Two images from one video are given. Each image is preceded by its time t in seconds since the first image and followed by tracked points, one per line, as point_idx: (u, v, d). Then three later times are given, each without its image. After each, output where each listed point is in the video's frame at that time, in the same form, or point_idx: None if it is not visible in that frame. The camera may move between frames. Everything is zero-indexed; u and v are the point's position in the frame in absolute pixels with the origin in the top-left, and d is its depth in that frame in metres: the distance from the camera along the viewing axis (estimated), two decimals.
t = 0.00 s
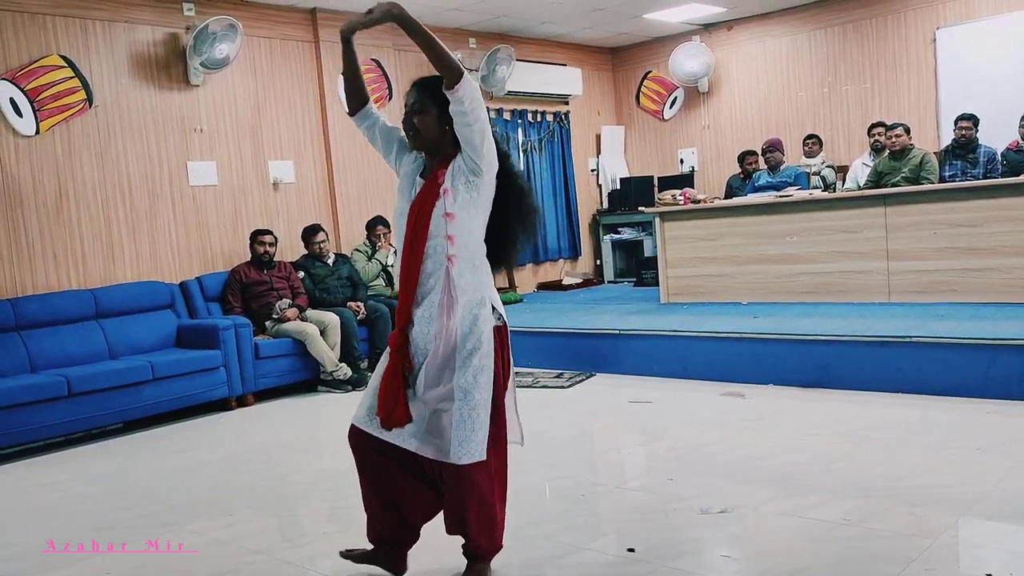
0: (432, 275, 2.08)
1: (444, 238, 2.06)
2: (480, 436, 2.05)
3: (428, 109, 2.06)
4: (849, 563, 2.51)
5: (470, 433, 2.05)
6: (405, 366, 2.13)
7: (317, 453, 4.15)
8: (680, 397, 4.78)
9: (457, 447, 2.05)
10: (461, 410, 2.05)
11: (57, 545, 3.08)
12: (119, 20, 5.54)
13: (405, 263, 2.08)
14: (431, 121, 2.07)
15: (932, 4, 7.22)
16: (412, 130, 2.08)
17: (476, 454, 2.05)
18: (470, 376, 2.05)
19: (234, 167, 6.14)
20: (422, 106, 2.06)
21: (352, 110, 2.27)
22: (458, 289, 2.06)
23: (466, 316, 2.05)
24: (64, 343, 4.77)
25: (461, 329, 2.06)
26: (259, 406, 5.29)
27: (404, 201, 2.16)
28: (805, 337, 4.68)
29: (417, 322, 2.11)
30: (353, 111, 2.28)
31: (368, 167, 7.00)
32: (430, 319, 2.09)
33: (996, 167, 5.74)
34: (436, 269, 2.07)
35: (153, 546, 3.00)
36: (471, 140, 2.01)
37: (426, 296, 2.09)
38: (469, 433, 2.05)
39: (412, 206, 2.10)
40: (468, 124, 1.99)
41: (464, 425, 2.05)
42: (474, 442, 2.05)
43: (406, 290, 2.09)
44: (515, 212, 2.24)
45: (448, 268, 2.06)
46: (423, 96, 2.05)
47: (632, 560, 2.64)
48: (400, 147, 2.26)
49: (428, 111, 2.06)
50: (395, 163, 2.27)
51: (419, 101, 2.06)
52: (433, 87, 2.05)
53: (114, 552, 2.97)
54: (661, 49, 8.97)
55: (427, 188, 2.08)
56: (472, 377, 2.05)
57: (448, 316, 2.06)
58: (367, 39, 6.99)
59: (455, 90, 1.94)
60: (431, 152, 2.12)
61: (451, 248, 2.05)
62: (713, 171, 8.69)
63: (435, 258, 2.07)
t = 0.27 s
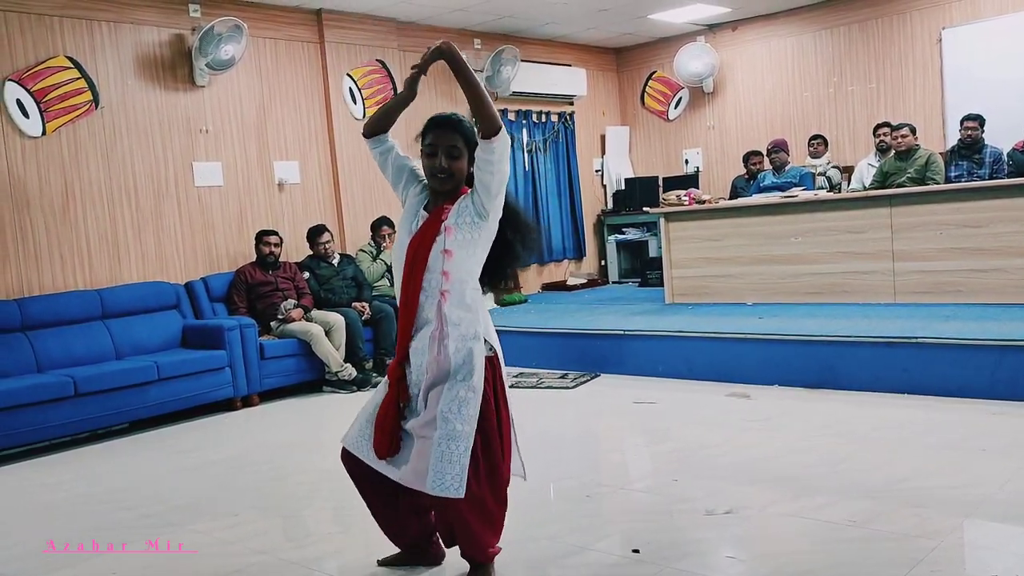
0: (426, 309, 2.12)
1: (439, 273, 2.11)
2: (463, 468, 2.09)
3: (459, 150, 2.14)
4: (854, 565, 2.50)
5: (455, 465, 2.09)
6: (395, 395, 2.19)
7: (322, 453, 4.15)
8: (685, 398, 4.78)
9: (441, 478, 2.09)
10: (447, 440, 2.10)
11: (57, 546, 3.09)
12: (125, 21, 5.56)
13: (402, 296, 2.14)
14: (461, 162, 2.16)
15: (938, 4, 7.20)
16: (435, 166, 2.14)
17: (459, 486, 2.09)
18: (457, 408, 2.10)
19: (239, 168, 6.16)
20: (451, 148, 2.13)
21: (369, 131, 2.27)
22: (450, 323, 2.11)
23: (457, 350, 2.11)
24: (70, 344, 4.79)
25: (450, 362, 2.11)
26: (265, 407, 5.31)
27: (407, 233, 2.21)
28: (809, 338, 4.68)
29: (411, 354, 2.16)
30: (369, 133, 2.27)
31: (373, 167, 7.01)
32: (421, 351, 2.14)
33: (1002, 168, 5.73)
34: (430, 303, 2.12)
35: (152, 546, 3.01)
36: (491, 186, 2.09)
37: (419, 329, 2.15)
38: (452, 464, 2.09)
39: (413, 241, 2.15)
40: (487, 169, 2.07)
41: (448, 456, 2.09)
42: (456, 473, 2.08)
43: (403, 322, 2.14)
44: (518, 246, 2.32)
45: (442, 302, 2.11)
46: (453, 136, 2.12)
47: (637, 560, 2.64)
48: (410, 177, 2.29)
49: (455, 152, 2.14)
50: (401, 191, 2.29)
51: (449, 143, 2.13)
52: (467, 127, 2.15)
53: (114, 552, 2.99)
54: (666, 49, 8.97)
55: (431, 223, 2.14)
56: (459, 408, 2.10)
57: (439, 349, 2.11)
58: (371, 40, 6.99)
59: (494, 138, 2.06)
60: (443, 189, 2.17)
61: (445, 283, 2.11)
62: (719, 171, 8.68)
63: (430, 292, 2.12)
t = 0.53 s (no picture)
0: (413, 317, 2.13)
1: (427, 284, 2.11)
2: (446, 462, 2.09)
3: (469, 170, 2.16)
4: (862, 565, 2.50)
5: (438, 460, 2.09)
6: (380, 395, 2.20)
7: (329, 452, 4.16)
8: (692, 397, 4.77)
9: (423, 473, 2.09)
10: (432, 436, 2.10)
11: (58, 546, 3.09)
12: (132, 21, 5.57)
13: (391, 303, 2.15)
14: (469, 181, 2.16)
15: (946, 2, 7.18)
16: (444, 180, 2.13)
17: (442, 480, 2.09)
18: (443, 406, 2.11)
19: (247, 167, 6.17)
20: (466, 165, 2.14)
21: (382, 126, 2.25)
22: (436, 330, 2.12)
23: (442, 355, 2.12)
24: (78, 343, 4.81)
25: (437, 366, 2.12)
26: (272, 405, 5.32)
27: (400, 240, 2.21)
28: (816, 337, 4.67)
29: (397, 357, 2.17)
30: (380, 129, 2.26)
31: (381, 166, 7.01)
32: (407, 354, 2.15)
33: (1011, 167, 5.70)
34: (417, 311, 2.13)
35: (153, 546, 3.01)
36: (495, 209, 2.11)
37: (406, 335, 2.15)
38: (435, 459, 2.09)
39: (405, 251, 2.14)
40: (494, 191, 2.09)
41: (431, 452, 2.09)
42: (439, 470, 2.09)
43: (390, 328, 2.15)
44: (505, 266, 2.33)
45: (428, 312, 2.12)
46: (467, 153, 2.13)
47: (644, 560, 2.64)
48: (411, 182, 2.28)
49: (466, 170, 2.14)
50: (400, 193, 2.28)
51: (463, 160, 2.13)
52: (479, 145, 2.16)
53: (114, 552, 3.00)
54: (673, 48, 8.95)
55: (424, 234, 2.13)
56: (445, 407, 2.11)
57: (424, 354, 2.12)
58: (378, 38, 7.00)
59: (510, 164, 2.09)
60: (443, 203, 2.17)
61: (433, 293, 2.11)
62: (726, 170, 8.67)
63: (417, 301, 2.12)
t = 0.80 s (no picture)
0: (388, 323, 2.22)
1: (406, 297, 2.20)
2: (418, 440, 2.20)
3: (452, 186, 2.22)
4: (871, 564, 2.49)
5: (410, 439, 2.19)
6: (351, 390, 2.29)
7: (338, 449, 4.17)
8: (700, 395, 4.77)
9: (397, 452, 2.19)
10: (403, 420, 2.19)
11: (58, 545, 3.08)
12: (142, 18, 5.59)
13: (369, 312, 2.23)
14: (451, 198, 2.23)
15: None
16: (428, 199, 2.19)
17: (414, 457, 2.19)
18: (413, 396, 2.21)
19: (257, 165, 6.19)
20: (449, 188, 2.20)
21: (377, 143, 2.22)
22: (410, 336, 2.22)
23: (414, 355, 2.23)
24: (90, 339, 4.83)
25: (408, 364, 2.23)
26: (281, 401, 5.33)
27: (379, 251, 2.25)
28: (825, 334, 4.66)
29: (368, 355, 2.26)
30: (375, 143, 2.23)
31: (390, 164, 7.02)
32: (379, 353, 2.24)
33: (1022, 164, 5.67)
34: (393, 319, 2.22)
35: (152, 546, 3.00)
36: (472, 236, 2.18)
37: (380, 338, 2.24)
38: (408, 438, 2.19)
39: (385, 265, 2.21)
40: (475, 225, 2.16)
41: (404, 433, 2.19)
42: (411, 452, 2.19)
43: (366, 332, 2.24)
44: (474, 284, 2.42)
45: (404, 321, 2.21)
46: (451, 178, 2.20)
47: (653, 557, 2.64)
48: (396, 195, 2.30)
49: (449, 193, 2.21)
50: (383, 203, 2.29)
51: (447, 181, 2.20)
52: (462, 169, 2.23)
53: (113, 552, 2.98)
54: (682, 45, 8.93)
55: (405, 252, 2.18)
56: (416, 395, 2.21)
57: (397, 355, 2.22)
58: (387, 35, 7.00)
59: (490, 207, 2.14)
60: (422, 220, 2.23)
61: (410, 305, 2.21)
62: (735, 168, 8.65)
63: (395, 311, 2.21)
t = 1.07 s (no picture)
0: (355, 306, 2.36)
1: (368, 281, 2.34)
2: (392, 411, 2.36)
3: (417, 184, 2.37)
4: (882, 561, 2.48)
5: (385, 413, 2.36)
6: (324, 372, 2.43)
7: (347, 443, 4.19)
8: (709, 391, 4.76)
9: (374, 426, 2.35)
10: (381, 395, 2.35)
11: (57, 546, 3.03)
12: (154, 14, 5.61)
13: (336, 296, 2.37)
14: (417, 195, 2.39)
15: None
16: (391, 195, 2.34)
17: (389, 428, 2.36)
18: (385, 371, 2.36)
19: (267, 161, 6.21)
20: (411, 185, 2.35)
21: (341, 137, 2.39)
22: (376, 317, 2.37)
23: (382, 333, 2.37)
24: (101, 333, 4.86)
25: (375, 341, 2.38)
26: (291, 396, 5.35)
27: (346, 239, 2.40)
28: (835, 331, 4.65)
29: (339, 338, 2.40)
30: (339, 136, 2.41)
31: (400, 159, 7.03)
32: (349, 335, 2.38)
33: None
34: (359, 303, 2.36)
35: (152, 546, 2.95)
36: (428, 236, 2.30)
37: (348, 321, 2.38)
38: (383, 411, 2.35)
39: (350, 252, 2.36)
40: (431, 225, 2.28)
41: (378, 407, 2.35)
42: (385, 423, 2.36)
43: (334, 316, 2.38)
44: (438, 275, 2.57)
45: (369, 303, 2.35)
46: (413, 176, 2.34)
47: (662, 553, 2.64)
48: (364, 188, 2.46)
49: (409, 190, 2.35)
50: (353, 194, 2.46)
51: (409, 179, 2.35)
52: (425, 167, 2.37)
53: (113, 552, 2.93)
54: (692, 41, 8.90)
55: (368, 242, 2.33)
56: (388, 370, 2.36)
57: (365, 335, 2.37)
58: (396, 31, 7.00)
59: (443, 216, 2.28)
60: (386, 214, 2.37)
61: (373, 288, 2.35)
62: (745, 164, 8.62)
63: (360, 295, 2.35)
